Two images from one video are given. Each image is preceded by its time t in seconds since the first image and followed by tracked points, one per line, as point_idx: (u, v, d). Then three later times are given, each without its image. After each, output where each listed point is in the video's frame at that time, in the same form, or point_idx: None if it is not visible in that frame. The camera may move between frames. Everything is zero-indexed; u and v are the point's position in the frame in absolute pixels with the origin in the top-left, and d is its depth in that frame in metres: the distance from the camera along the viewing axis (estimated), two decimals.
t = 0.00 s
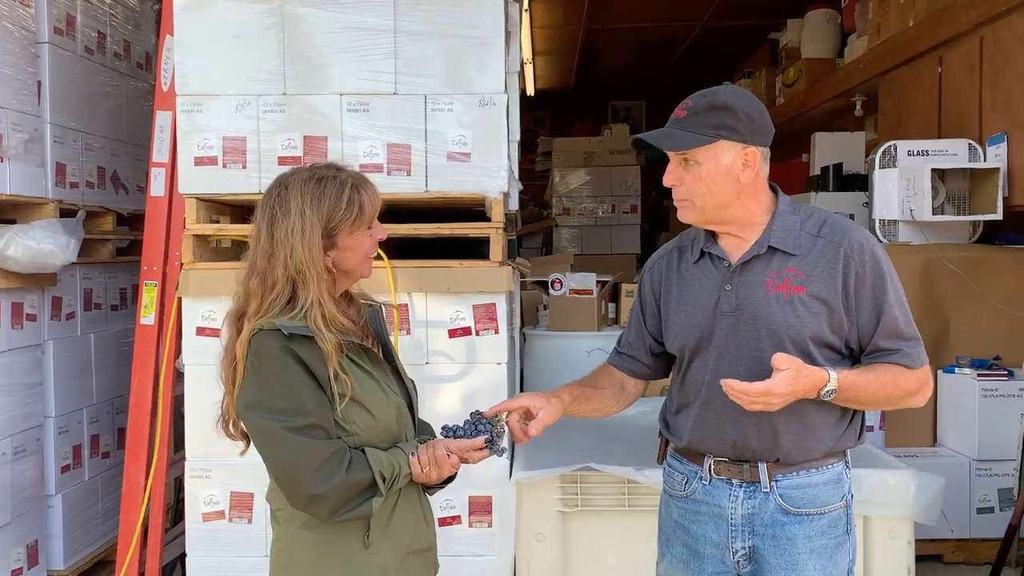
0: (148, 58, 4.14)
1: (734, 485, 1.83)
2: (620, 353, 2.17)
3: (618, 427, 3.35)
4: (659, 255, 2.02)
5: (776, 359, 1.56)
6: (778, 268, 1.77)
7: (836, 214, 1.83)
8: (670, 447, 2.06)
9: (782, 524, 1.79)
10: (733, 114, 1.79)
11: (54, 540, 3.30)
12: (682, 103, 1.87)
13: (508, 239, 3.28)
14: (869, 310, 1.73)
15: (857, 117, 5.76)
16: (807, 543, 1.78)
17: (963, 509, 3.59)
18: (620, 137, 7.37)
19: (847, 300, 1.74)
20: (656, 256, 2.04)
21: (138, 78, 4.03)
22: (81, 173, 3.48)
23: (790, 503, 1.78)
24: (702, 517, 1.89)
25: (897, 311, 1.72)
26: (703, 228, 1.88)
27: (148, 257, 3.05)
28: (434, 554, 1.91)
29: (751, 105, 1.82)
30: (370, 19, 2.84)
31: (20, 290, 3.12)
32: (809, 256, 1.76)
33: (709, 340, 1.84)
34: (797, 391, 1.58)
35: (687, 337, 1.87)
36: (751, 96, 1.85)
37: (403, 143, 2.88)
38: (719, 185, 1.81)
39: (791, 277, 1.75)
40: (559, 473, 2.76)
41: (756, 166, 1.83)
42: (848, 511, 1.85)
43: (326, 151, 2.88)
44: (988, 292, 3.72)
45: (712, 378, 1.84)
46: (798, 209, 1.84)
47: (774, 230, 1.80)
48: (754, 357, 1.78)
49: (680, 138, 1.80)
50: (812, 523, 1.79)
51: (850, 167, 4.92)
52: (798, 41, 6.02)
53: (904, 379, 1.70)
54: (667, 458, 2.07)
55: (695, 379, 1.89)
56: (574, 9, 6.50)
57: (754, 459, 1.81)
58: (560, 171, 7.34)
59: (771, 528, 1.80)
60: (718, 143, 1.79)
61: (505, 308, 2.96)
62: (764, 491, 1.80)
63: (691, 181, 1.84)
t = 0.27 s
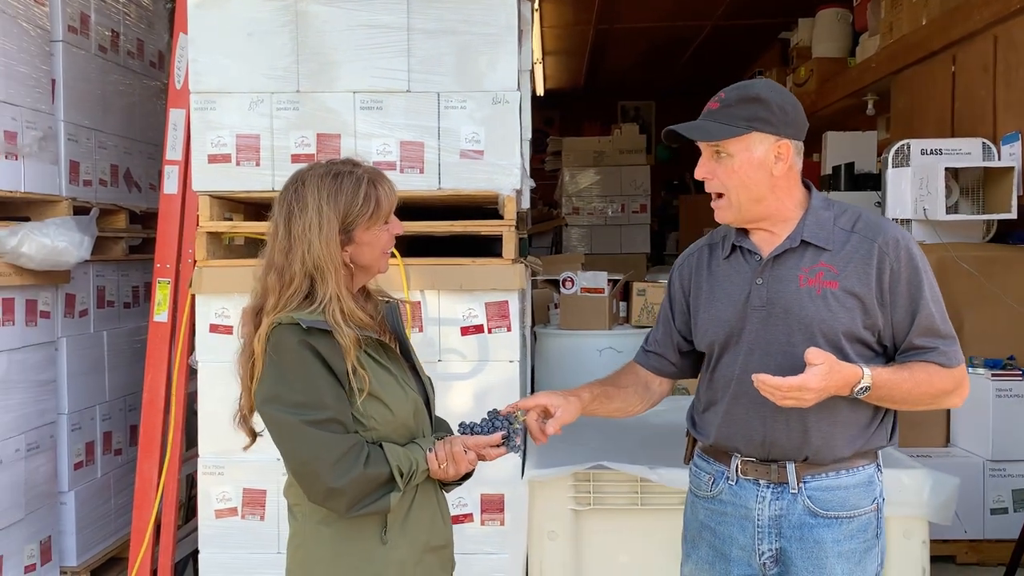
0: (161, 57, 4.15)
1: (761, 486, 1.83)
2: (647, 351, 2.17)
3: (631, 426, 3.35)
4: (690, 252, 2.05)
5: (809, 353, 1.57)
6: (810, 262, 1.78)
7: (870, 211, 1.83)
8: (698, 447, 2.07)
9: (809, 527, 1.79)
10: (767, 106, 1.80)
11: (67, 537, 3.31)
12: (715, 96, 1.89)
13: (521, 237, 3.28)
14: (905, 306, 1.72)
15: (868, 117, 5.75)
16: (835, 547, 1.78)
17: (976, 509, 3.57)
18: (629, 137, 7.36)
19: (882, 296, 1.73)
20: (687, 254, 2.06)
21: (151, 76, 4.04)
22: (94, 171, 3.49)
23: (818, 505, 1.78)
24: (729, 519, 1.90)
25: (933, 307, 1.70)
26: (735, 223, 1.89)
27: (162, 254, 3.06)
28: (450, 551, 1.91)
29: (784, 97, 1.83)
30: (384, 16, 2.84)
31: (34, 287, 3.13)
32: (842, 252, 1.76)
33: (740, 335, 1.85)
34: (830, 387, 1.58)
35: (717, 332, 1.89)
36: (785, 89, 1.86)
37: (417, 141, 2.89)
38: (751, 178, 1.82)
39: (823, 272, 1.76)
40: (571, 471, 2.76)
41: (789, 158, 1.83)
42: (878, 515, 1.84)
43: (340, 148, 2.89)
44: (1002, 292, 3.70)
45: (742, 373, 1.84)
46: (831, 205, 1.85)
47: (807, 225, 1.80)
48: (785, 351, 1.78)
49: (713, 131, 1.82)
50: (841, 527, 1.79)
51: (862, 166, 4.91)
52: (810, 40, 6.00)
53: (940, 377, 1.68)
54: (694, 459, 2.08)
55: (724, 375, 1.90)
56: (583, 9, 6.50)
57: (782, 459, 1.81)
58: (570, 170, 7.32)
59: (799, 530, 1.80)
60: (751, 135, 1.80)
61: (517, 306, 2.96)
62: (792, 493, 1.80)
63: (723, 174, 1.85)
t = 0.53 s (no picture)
0: (167, 57, 4.16)
1: (774, 490, 1.84)
2: (661, 352, 2.17)
3: (636, 427, 3.35)
4: (706, 253, 2.05)
5: (824, 352, 1.57)
6: (827, 262, 1.78)
7: (889, 212, 1.82)
8: (712, 450, 2.06)
9: (823, 532, 1.79)
10: (784, 105, 1.79)
11: (73, 535, 3.31)
12: (733, 95, 1.89)
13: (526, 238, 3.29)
14: (923, 308, 1.71)
15: (874, 118, 5.74)
16: (849, 552, 1.77)
17: (983, 512, 3.56)
18: (634, 138, 7.35)
19: (900, 298, 1.73)
20: (703, 254, 2.06)
21: (158, 76, 4.05)
22: (101, 170, 3.50)
23: (832, 510, 1.78)
24: (742, 522, 1.90)
25: (952, 310, 1.69)
26: (750, 219, 1.89)
27: (168, 253, 3.07)
28: (456, 552, 1.91)
29: (802, 96, 1.82)
30: (390, 16, 2.84)
31: (41, 286, 3.14)
32: (860, 253, 1.76)
33: (755, 335, 1.85)
34: (846, 387, 1.59)
35: (733, 333, 1.89)
36: (803, 88, 1.86)
37: (423, 141, 2.89)
38: (768, 177, 1.82)
39: (840, 272, 1.76)
40: (577, 472, 2.76)
41: (806, 158, 1.83)
42: (895, 522, 1.83)
43: (346, 148, 2.89)
44: (1008, 294, 3.69)
45: (757, 374, 1.85)
46: (850, 206, 1.85)
47: (825, 225, 1.80)
48: (801, 352, 1.78)
49: (731, 129, 1.82)
50: (855, 532, 1.78)
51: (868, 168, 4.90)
52: (816, 42, 6.00)
53: (959, 381, 1.68)
54: (708, 461, 2.08)
55: (739, 376, 1.90)
56: (589, 10, 6.49)
57: (796, 462, 1.81)
58: (575, 172, 7.33)
59: (812, 535, 1.80)
60: (768, 133, 1.80)
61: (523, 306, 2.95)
62: (806, 497, 1.79)
63: (740, 173, 1.85)
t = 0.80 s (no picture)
0: (170, 57, 4.17)
1: (777, 492, 1.83)
2: (666, 353, 2.16)
3: (638, 428, 3.34)
4: (711, 253, 2.04)
5: (824, 355, 1.55)
6: (832, 264, 1.77)
7: (894, 213, 1.81)
8: (716, 452, 2.05)
9: (826, 535, 1.78)
10: (788, 104, 1.78)
11: (75, 535, 3.32)
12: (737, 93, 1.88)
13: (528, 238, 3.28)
14: (928, 311, 1.70)
15: (878, 118, 5.72)
16: (852, 556, 1.76)
17: (986, 514, 3.54)
18: (637, 138, 7.35)
19: (904, 300, 1.72)
20: (709, 254, 2.06)
21: (160, 77, 4.06)
22: (103, 171, 3.51)
23: (835, 513, 1.77)
24: (744, 524, 1.89)
25: (957, 312, 1.68)
26: (753, 218, 1.89)
27: (170, 254, 3.07)
28: (457, 552, 1.90)
29: (806, 95, 1.81)
30: (392, 17, 2.84)
31: (43, 287, 3.15)
32: (864, 254, 1.75)
33: (759, 336, 1.84)
34: (848, 389, 1.58)
35: (736, 334, 1.89)
36: (807, 87, 1.85)
37: (424, 142, 2.89)
38: (772, 176, 1.81)
39: (845, 273, 1.75)
40: (578, 474, 2.76)
41: (811, 157, 1.82)
42: (899, 524, 1.82)
43: (347, 149, 2.89)
44: (1012, 295, 3.68)
45: (760, 376, 1.84)
46: (855, 207, 1.84)
47: (829, 226, 1.80)
48: (804, 353, 1.78)
49: (735, 128, 1.81)
50: (858, 535, 1.77)
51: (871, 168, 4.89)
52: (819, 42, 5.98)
53: (962, 384, 1.67)
54: (711, 463, 2.07)
55: (743, 377, 1.90)
56: (591, 10, 6.49)
57: (799, 465, 1.80)
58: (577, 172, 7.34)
59: (815, 538, 1.79)
60: (772, 132, 1.79)
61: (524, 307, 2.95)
62: (809, 499, 1.79)
63: (744, 172, 1.85)
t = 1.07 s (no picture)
0: (172, 57, 4.17)
1: (781, 490, 1.83)
2: (678, 354, 2.16)
3: (641, 427, 3.34)
4: (717, 250, 2.04)
5: (823, 354, 1.57)
6: (837, 263, 1.77)
7: (900, 212, 1.81)
8: (719, 450, 2.05)
9: (830, 533, 1.78)
10: (793, 102, 1.78)
11: (78, 534, 3.32)
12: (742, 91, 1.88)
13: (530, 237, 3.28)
14: (933, 310, 1.70)
15: (880, 118, 5.72)
16: (856, 554, 1.76)
17: (989, 514, 3.54)
18: (639, 138, 7.35)
19: (909, 299, 1.71)
20: (714, 251, 2.06)
21: (163, 76, 4.06)
22: (106, 170, 3.51)
23: (840, 512, 1.77)
24: (748, 523, 1.89)
25: (963, 313, 1.68)
26: (758, 218, 1.89)
27: (173, 253, 3.07)
28: (460, 551, 1.90)
29: (812, 93, 1.81)
30: (395, 16, 2.84)
31: (46, 285, 3.15)
32: (869, 253, 1.74)
33: (763, 335, 1.84)
34: (852, 387, 1.58)
35: (740, 332, 1.89)
36: (813, 85, 1.84)
37: (427, 140, 2.89)
38: (776, 174, 1.81)
39: (850, 272, 1.75)
40: (580, 473, 2.76)
41: (816, 156, 1.81)
42: (902, 523, 1.82)
43: (350, 147, 2.89)
44: (1015, 295, 3.68)
45: (764, 375, 1.84)
46: (861, 205, 1.83)
47: (835, 224, 1.79)
48: (808, 352, 1.78)
49: (739, 126, 1.81)
50: (862, 534, 1.77)
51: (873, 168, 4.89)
52: (821, 41, 5.98)
53: (966, 384, 1.67)
54: (714, 461, 2.06)
55: (747, 377, 1.89)
56: (593, 10, 6.49)
57: (803, 463, 1.80)
58: (579, 172, 7.34)
59: (819, 537, 1.79)
60: (776, 130, 1.79)
61: (527, 306, 2.95)
62: (813, 498, 1.78)
63: (748, 170, 1.84)
